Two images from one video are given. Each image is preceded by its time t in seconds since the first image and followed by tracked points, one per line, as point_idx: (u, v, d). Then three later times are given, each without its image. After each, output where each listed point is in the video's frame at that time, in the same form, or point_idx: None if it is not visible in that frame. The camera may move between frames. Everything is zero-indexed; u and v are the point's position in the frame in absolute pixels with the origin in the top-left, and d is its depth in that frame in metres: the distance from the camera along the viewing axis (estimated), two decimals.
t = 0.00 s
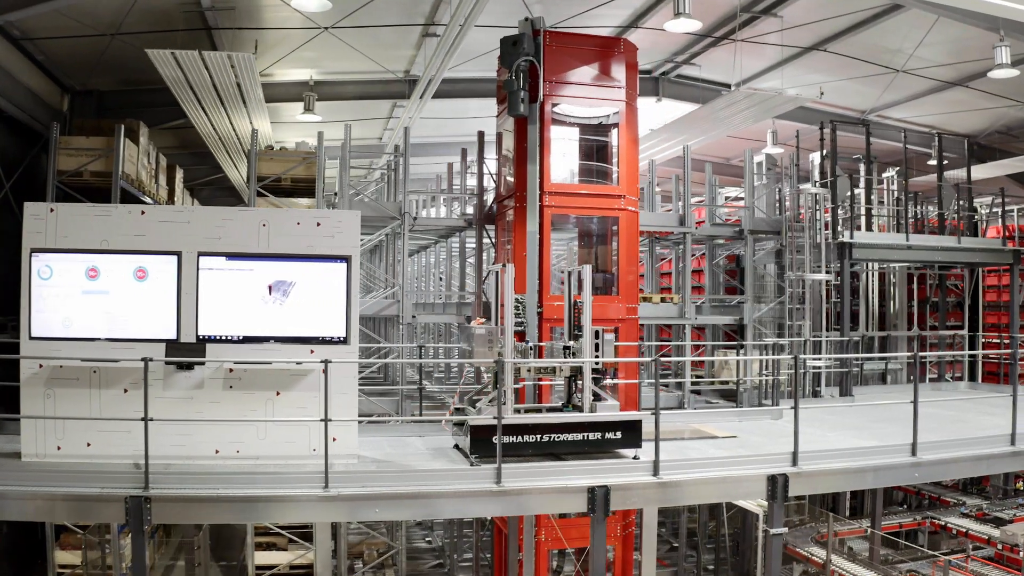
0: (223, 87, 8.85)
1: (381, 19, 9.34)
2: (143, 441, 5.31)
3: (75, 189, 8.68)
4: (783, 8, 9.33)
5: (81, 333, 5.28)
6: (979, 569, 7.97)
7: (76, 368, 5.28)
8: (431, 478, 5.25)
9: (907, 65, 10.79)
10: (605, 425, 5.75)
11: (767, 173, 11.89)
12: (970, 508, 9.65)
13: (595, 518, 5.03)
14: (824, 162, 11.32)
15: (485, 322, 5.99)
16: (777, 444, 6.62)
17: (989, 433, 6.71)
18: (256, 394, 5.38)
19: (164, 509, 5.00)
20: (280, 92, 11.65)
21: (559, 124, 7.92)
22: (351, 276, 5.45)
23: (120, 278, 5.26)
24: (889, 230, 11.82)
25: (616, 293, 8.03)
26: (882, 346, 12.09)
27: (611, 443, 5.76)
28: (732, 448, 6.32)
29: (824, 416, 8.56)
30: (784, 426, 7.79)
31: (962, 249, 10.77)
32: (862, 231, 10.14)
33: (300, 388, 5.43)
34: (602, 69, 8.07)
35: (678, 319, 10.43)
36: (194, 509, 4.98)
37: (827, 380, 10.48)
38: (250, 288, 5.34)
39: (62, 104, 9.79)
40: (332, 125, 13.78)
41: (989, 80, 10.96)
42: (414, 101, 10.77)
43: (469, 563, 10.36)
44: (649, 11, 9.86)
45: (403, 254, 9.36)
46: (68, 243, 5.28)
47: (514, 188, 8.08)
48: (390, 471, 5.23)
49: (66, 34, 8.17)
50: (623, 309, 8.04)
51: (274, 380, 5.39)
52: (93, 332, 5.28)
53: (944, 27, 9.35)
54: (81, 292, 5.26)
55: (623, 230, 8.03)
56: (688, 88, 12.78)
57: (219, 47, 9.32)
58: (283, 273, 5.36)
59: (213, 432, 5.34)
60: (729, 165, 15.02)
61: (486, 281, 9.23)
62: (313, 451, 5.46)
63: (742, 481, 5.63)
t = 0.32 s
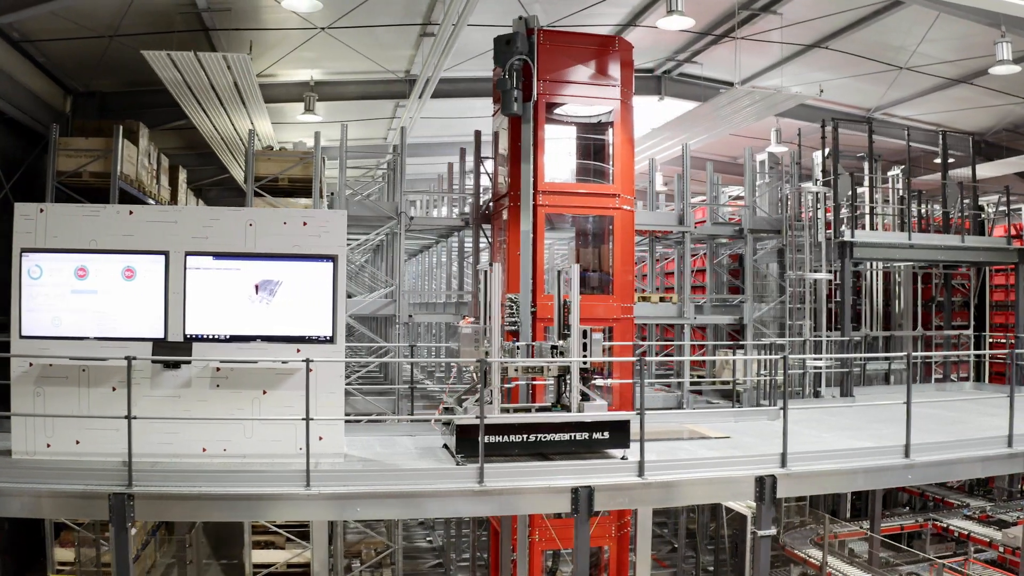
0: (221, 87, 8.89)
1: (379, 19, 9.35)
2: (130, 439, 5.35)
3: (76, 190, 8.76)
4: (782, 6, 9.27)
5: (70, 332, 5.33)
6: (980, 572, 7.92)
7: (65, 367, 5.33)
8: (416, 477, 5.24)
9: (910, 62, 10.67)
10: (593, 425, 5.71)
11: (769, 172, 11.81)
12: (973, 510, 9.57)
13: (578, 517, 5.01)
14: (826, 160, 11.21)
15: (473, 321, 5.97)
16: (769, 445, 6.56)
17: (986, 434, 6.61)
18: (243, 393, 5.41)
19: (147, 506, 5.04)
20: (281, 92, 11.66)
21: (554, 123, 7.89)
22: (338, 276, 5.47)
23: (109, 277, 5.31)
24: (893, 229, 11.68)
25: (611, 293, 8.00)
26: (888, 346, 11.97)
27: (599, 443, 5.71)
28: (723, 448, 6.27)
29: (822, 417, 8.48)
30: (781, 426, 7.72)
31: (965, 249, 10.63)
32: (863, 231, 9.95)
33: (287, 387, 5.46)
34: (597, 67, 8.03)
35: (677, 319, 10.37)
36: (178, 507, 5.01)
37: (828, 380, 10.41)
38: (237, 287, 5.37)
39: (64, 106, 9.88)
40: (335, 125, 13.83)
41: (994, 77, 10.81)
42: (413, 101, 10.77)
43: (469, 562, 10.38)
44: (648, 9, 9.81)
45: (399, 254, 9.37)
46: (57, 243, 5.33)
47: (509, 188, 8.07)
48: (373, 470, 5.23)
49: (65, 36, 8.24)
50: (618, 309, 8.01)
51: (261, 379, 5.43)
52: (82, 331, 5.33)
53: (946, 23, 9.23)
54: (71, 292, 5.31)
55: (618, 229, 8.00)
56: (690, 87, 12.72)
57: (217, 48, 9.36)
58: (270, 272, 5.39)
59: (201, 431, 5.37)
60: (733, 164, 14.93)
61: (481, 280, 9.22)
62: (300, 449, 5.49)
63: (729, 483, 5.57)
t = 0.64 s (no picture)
0: (219, 88, 8.94)
1: (377, 19, 9.37)
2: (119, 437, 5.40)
3: (75, 191, 8.84)
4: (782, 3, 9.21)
5: (61, 331, 5.38)
6: None
7: (55, 366, 5.38)
8: (400, 477, 5.23)
9: (913, 59, 10.55)
10: (580, 425, 5.66)
11: (770, 170, 11.71)
12: (976, 512, 9.49)
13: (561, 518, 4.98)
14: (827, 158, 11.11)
15: (462, 321, 5.96)
16: (763, 446, 6.49)
17: (983, 436, 6.54)
18: (230, 392, 5.43)
19: (132, 504, 5.08)
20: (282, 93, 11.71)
21: (548, 121, 7.86)
22: (325, 275, 5.47)
23: (98, 277, 5.36)
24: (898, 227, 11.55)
25: (605, 292, 7.96)
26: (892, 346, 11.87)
27: (587, 444, 5.67)
28: (715, 449, 6.23)
29: (820, 418, 8.41)
30: (777, 427, 7.66)
31: (969, 248, 10.49)
32: (861, 228, 9.81)
33: (273, 386, 5.47)
34: (593, 66, 7.98)
35: (676, 319, 10.31)
36: (163, 505, 5.04)
37: (829, 381, 10.33)
38: (225, 286, 5.41)
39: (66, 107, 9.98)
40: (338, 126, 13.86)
41: (999, 74, 10.67)
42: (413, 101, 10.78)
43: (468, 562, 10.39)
44: (646, 7, 9.77)
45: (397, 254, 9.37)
46: (47, 243, 5.38)
47: (503, 187, 8.06)
48: (355, 469, 5.23)
49: (64, 38, 8.31)
50: (612, 309, 7.97)
51: (248, 378, 5.44)
52: (72, 330, 5.39)
53: (948, 19, 9.12)
54: (62, 291, 5.37)
55: (613, 227, 7.96)
56: (692, 86, 12.67)
57: (216, 49, 9.42)
58: (258, 272, 5.41)
59: (189, 430, 5.40)
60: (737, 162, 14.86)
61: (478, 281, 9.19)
62: (287, 448, 5.50)
63: (717, 484, 5.51)
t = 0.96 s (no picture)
0: (218, 89, 9.02)
1: (374, 19, 9.38)
2: (107, 435, 5.45)
3: (75, 192, 8.93)
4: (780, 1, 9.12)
5: (50, 330, 5.45)
6: None
7: (45, 364, 5.44)
8: (382, 475, 5.24)
9: (916, 55, 10.43)
10: (566, 425, 5.59)
11: (772, 170, 11.62)
12: (978, 514, 9.42)
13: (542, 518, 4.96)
14: (828, 157, 11.01)
15: (450, 322, 5.95)
16: (754, 447, 6.44)
17: (979, 438, 6.46)
18: (217, 390, 5.46)
19: (118, 501, 5.13)
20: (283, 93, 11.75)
21: (542, 122, 7.87)
22: (312, 274, 5.50)
23: (87, 276, 5.42)
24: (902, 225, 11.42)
25: (600, 292, 7.94)
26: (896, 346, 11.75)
27: (573, 444, 5.61)
28: (706, 450, 6.18)
29: (817, 419, 8.34)
30: (773, 428, 7.61)
31: (973, 247, 10.36)
32: (863, 227, 9.73)
33: (259, 385, 5.49)
34: (586, 64, 7.96)
35: (674, 318, 10.25)
36: (147, 502, 5.11)
37: (829, 381, 10.25)
38: (212, 286, 5.45)
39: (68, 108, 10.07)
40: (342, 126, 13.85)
41: (1004, 70, 10.51)
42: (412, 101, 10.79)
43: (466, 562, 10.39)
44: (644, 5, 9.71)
45: (394, 255, 9.37)
46: (37, 243, 5.45)
47: (497, 187, 8.05)
48: (338, 468, 5.25)
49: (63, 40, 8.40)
50: (607, 309, 7.95)
51: (234, 377, 5.47)
52: (61, 329, 5.45)
53: (949, 14, 9.00)
54: (52, 291, 5.43)
55: (608, 227, 7.93)
56: (694, 85, 12.60)
57: (214, 50, 9.48)
58: (245, 271, 5.44)
59: (176, 428, 5.45)
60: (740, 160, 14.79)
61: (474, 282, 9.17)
62: (273, 447, 5.53)
63: (702, 484, 5.48)
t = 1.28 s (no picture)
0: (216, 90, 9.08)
1: (371, 20, 9.41)
2: (97, 433, 5.51)
3: (75, 192, 9.02)
4: None
5: (41, 329, 5.51)
6: None
7: (36, 363, 5.51)
8: (366, 475, 5.26)
9: (919, 53, 10.33)
10: (553, 425, 5.56)
11: (774, 168, 11.51)
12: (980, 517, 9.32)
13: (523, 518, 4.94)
14: (830, 156, 10.91)
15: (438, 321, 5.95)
16: (745, 448, 6.39)
17: (974, 440, 6.38)
18: (205, 389, 5.50)
19: (102, 498, 5.19)
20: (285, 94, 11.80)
21: (540, 122, 7.90)
22: (299, 274, 5.51)
23: (78, 276, 5.48)
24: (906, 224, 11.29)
25: (594, 292, 7.92)
26: (900, 346, 11.61)
27: (560, 444, 5.56)
28: (696, 450, 6.15)
29: (815, 419, 8.27)
30: (769, 429, 7.55)
31: (976, 246, 10.24)
32: (864, 226, 9.63)
33: (246, 384, 5.52)
34: (580, 63, 7.91)
35: (672, 318, 10.18)
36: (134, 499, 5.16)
37: (829, 382, 10.15)
38: (200, 285, 5.49)
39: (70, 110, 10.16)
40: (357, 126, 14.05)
41: (1008, 68, 10.38)
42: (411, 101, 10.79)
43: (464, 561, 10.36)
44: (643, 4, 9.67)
45: (391, 255, 9.39)
46: (28, 243, 5.51)
47: (491, 186, 8.05)
48: (321, 467, 5.27)
49: (62, 42, 8.48)
50: (601, 308, 7.92)
51: (222, 376, 5.51)
52: (52, 328, 5.51)
53: (950, 11, 8.91)
54: (43, 290, 5.50)
55: (602, 227, 7.90)
56: (696, 84, 12.52)
57: (212, 52, 9.53)
58: (232, 271, 5.47)
59: (164, 426, 5.50)
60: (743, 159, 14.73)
61: (472, 282, 9.12)
62: (260, 446, 5.56)
63: (688, 485, 5.45)
